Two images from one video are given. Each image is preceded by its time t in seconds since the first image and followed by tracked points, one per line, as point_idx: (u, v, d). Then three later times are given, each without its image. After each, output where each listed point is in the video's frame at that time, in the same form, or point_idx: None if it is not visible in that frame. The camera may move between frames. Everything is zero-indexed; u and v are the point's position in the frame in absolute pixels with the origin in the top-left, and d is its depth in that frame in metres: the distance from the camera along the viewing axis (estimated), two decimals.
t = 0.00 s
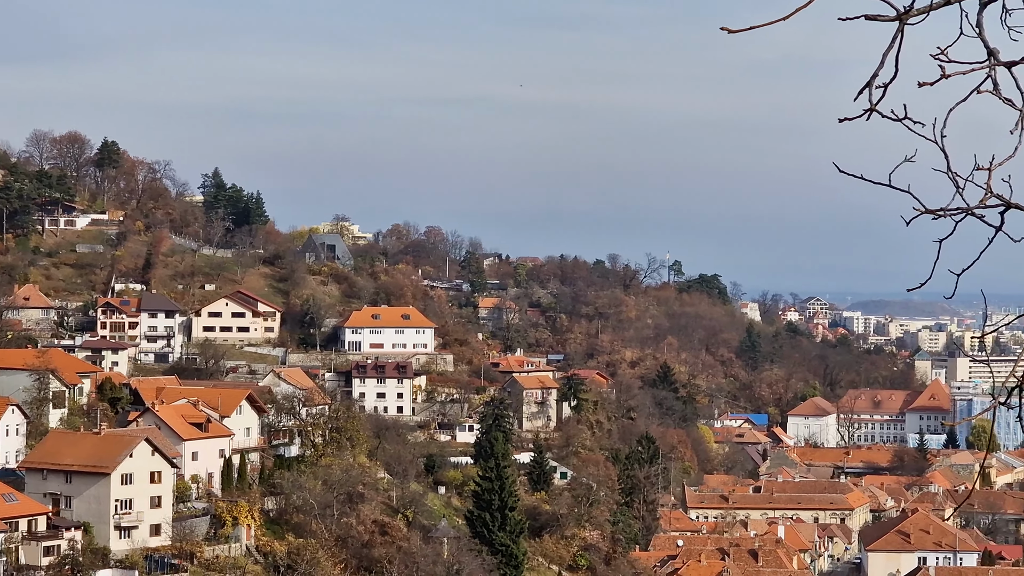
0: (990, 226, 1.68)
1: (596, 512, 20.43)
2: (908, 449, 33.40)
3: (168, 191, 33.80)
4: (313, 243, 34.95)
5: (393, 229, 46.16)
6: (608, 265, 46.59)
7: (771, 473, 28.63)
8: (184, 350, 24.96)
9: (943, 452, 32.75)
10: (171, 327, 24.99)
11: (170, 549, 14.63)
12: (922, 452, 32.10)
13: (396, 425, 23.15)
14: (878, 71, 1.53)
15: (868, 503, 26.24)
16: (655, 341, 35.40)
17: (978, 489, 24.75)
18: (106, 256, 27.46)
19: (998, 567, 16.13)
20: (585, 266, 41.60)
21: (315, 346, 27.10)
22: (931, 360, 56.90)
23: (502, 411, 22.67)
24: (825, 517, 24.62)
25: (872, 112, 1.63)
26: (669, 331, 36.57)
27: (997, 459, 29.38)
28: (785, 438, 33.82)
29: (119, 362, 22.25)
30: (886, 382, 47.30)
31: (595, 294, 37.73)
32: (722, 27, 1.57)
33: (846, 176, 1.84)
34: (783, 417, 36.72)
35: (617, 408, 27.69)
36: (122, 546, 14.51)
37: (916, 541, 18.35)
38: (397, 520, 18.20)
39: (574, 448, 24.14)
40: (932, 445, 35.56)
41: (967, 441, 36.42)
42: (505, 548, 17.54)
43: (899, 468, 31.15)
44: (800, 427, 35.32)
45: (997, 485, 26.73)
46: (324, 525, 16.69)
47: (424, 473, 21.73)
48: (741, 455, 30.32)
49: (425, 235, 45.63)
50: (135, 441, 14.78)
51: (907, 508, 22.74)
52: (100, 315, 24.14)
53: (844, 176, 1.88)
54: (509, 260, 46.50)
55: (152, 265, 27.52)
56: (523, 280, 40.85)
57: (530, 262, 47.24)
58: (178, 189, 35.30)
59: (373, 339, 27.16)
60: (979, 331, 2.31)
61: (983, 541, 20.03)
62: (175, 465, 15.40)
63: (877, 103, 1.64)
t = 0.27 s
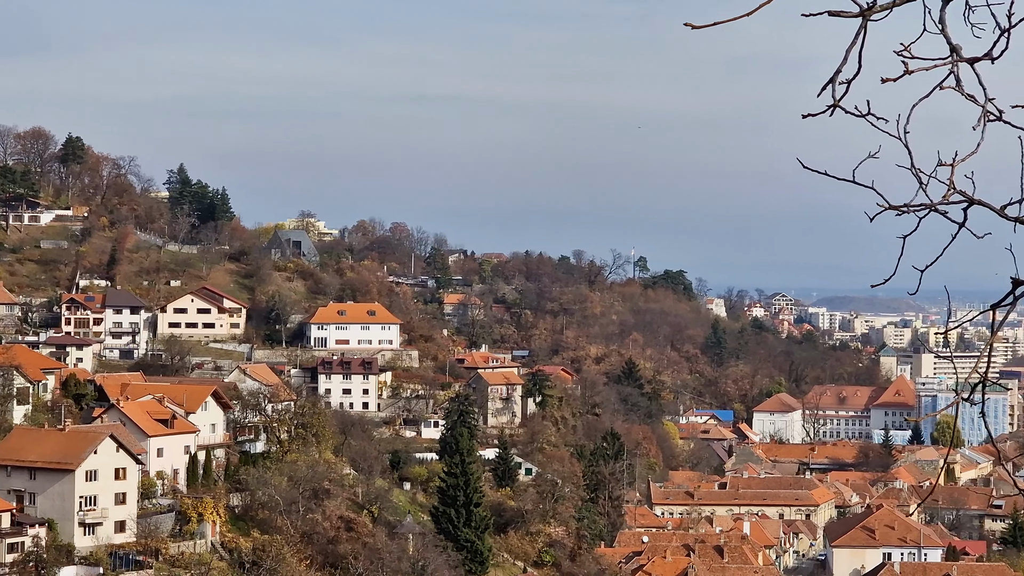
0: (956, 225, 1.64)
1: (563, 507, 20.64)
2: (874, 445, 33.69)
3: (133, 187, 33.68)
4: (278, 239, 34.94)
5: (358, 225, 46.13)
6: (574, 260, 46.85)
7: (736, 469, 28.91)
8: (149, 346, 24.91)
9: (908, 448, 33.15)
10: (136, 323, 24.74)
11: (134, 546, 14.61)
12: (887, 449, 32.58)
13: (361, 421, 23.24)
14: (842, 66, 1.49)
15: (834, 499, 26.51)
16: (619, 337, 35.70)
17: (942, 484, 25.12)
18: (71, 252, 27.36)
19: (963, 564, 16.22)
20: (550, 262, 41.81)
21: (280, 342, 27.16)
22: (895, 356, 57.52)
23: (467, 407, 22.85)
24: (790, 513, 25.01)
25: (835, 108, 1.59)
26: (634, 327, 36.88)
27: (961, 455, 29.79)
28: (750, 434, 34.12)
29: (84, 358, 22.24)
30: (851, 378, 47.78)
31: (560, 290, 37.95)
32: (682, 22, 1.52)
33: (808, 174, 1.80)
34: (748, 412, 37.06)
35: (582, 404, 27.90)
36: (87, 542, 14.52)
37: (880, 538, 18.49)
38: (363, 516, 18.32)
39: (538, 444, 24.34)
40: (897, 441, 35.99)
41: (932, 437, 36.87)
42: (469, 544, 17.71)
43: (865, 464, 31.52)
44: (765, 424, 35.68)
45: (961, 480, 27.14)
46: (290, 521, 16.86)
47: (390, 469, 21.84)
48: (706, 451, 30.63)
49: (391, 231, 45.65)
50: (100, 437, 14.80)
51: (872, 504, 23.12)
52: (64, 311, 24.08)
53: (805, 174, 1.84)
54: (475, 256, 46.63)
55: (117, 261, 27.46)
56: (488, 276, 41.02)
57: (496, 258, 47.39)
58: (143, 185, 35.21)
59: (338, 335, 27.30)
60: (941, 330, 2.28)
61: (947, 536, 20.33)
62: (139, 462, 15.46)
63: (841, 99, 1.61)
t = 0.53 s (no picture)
0: (910, 211, 1.79)
1: (528, 503, 20.68)
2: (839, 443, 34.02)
3: (97, 182, 33.56)
4: (244, 235, 34.89)
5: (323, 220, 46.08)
6: (539, 256, 47.05)
7: (702, 466, 29.19)
8: (114, 342, 24.88)
9: (873, 444, 33.54)
10: (100, 318, 24.70)
11: (98, 542, 14.78)
12: (853, 444, 32.94)
13: (327, 417, 23.35)
14: (802, 62, 1.65)
15: (800, 496, 26.68)
16: (585, 333, 35.95)
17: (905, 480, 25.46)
18: (35, 248, 27.26)
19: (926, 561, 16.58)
20: (516, 258, 41.98)
21: (246, 338, 27.19)
22: (860, 352, 58.06)
23: (432, 403, 23.00)
24: (755, 509, 25.41)
25: (798, 103, 1.75)
26: (599, 323, 37.13)
27: (925, 451, 30.17)
28: (716, 430, 34.49)
29: (49, 354, 22.15)
30: (816, 374, 48.23)
31: (525, 287, 38.15)
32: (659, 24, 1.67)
33: (777, 168, 1.96)
34: (713, 408, 37.39)
35: (547, 401, 28.08)
36: (51, 539, 14.58)
37: (845, 533, 18.78)
38: (328, 512, 18.44)
39: (504, 440, 24.49)
40: (862, 437, 36.40)
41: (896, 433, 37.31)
42: (435, 540, 17.80)
43: (829, 460, 31.89)
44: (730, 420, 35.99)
45: (925, 476, 27.52)
46: (254, 517, 16.82)
47: (355, 465, 21.96)
48: (672, 448, 30.92)
49: (356, 228, 45.64)
50: (65, 434, 14.82)
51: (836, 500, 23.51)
52: (29, 307, 24.02)
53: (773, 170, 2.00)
54: (440, 252, 46.72)
55: (82, 257, 27.39)
56: (454, 272, 41.14)
57: (461, 254, 47.51)
58: (108, 180, 35.10)
59: (304, 331, 27.41)
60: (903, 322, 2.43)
61: (910, 532, 20.63)
62: (104, 458, 15.55)
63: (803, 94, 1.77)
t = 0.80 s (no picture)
0: (871, 206, 1.87)
1: (490, 499, 21.15)
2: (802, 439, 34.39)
3: (60, 176, 33.45)
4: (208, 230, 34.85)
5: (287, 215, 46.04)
6: (504, 252, 47.26)
7: (667, 461, 29.49)
8: (78, 337, 24.92)
9: (836, 440, 33.96)
10: (64, 313, 24.86)
11: (62, 538, 14.80)
12: (816, 440, 33.21)
13: (292, 413, 23.46)
14: (767, 55, 1.72)
15: (764, 491, 27.14)
16: (549, 329, 36.21)
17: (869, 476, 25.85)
18: None
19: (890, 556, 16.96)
20: (480, 254, 42.15)
21: (211, 333, 27.23)
22: (824, 348, 58.67)
23: (396, 398, 23.14)
24: (720, 504, 25.36)
25: (762, 97, 1.82)
26: (563, 319, 37.40)
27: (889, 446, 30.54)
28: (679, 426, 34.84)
29: (12, 350, 22.12)
30: (780, 370, 48.73)
31: (489, 282, 38.37)
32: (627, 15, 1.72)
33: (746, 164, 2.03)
34: (678, 404, 37.76)
35: (512, 396, 28.26)
36: (15, 534, 14.60)
37: (809, 529, 19.14)
38: (293, 508, 18.52)
39: (468, 435, 24.67)
40: (826, 433, 36.82)
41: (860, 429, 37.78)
42: (400, 535, 17.81)
43: (794, 456, 32.25)
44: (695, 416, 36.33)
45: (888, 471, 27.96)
46: (218, 512, 17.08)
47: (320, 460, 22.10)
48: (636, 444, 31.23)
49: (320, 223, 45.65)
50: (29, 429, 14.88)
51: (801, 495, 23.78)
52: None
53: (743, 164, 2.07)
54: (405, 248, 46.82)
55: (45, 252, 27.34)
56: (418, 268, 41.27)
57: (426, 249, 47.64)
58: (71, 174, 35.00)
59: (269, 326, 27.35)
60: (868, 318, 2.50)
61: (874, 527, 20.96)
62: (68, 454, 15.57)
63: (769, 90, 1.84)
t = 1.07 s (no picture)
0: (837, 198, 1.94)
1: (458, 494, 21.17)
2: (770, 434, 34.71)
3: (25, 172, 33.33)
4: (175, 226, 34.79)
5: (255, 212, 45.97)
6: (471, 248, 47.42)
7: (634, 457, 29.72)
8: (45, 333, 24.89)
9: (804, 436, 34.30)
10: (30, 310, 24.71)
11: (29, 535, 14.79)
12: (784, 436, 33.51)
13: (259, 409, 23.50)
14: (735, 50, 1.78)
15: (732, 487, 27.49)
16: (516, 324, 36.41)
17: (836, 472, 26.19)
18: None
19: (858, 552, 17.21)
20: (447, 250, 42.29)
21: (178, 329, 27.25)
22: (792, 344, 59.15)
23: (365, 394, 23.24)
24: (688, 500, 25.94)
25: (730, 93, 1.90)
26: (530, 314, 37.59)
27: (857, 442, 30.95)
28: (647, 422, 35.12)
29: None
30: (748, 366, 49.12)
31: (457, 278, 38.53)
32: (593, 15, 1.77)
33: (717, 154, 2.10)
34: (646, 400, 38.05)
35: (479, 392, 28.43)
36: None
37: (777, 525, 19.49)
38: (261, 503, 18.55)
39: (436, 432, 24.82)
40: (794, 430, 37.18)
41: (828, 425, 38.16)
42: (367, 531, 17.88)
43: (762, 452, 32.56)
44: (663, 412, 36.62)
45: (856, 467, 28.32)
46: (187, 509, 17.12)
47: (288, 456, 22.19)
48: (603, 440, 31.48)
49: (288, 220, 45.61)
50: None
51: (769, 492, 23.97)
52: None
53: (713, 161, 2.15)
54: (372, 244, 46.87)
55: (11, 248, 27.27)
56: (386, 264, 41.36)
57: (393, 246, 47.71)
58: (37, 169, 34.89)
59: (237, 322, 27.44)
60: (833, 317, 2.58)
61: (842, 523, 21.26)
62: (34, 450, 15.59)
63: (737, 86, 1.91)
